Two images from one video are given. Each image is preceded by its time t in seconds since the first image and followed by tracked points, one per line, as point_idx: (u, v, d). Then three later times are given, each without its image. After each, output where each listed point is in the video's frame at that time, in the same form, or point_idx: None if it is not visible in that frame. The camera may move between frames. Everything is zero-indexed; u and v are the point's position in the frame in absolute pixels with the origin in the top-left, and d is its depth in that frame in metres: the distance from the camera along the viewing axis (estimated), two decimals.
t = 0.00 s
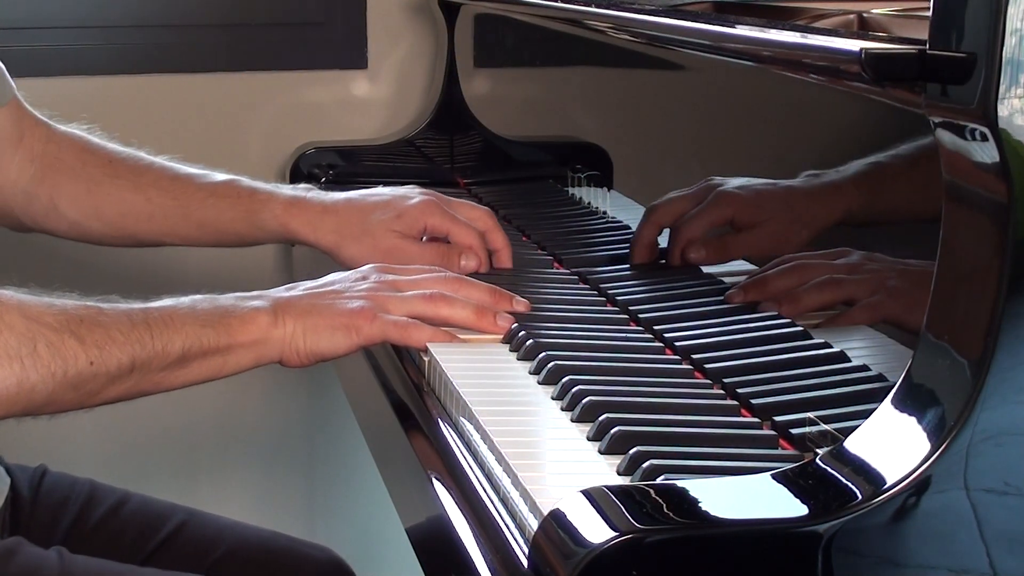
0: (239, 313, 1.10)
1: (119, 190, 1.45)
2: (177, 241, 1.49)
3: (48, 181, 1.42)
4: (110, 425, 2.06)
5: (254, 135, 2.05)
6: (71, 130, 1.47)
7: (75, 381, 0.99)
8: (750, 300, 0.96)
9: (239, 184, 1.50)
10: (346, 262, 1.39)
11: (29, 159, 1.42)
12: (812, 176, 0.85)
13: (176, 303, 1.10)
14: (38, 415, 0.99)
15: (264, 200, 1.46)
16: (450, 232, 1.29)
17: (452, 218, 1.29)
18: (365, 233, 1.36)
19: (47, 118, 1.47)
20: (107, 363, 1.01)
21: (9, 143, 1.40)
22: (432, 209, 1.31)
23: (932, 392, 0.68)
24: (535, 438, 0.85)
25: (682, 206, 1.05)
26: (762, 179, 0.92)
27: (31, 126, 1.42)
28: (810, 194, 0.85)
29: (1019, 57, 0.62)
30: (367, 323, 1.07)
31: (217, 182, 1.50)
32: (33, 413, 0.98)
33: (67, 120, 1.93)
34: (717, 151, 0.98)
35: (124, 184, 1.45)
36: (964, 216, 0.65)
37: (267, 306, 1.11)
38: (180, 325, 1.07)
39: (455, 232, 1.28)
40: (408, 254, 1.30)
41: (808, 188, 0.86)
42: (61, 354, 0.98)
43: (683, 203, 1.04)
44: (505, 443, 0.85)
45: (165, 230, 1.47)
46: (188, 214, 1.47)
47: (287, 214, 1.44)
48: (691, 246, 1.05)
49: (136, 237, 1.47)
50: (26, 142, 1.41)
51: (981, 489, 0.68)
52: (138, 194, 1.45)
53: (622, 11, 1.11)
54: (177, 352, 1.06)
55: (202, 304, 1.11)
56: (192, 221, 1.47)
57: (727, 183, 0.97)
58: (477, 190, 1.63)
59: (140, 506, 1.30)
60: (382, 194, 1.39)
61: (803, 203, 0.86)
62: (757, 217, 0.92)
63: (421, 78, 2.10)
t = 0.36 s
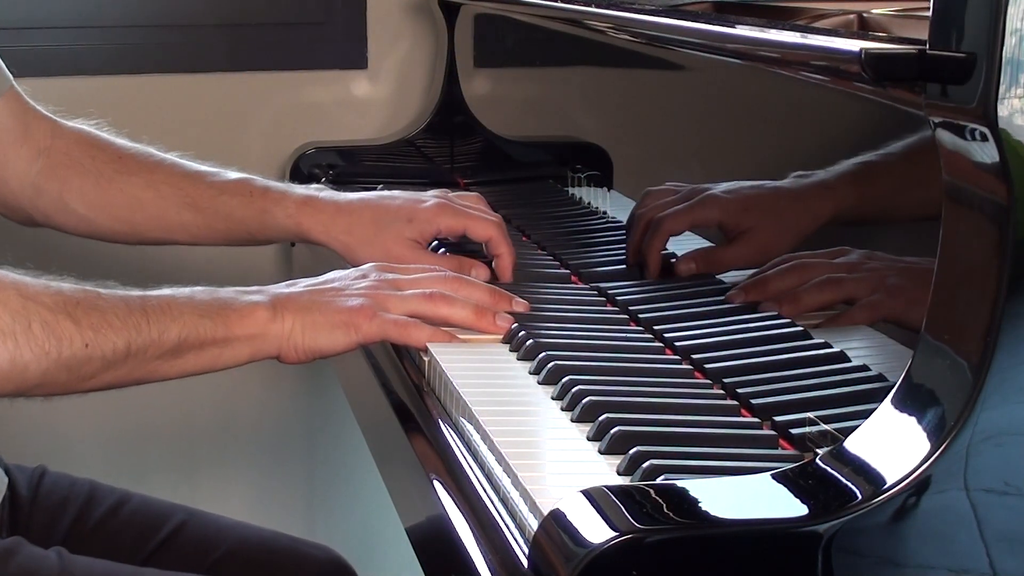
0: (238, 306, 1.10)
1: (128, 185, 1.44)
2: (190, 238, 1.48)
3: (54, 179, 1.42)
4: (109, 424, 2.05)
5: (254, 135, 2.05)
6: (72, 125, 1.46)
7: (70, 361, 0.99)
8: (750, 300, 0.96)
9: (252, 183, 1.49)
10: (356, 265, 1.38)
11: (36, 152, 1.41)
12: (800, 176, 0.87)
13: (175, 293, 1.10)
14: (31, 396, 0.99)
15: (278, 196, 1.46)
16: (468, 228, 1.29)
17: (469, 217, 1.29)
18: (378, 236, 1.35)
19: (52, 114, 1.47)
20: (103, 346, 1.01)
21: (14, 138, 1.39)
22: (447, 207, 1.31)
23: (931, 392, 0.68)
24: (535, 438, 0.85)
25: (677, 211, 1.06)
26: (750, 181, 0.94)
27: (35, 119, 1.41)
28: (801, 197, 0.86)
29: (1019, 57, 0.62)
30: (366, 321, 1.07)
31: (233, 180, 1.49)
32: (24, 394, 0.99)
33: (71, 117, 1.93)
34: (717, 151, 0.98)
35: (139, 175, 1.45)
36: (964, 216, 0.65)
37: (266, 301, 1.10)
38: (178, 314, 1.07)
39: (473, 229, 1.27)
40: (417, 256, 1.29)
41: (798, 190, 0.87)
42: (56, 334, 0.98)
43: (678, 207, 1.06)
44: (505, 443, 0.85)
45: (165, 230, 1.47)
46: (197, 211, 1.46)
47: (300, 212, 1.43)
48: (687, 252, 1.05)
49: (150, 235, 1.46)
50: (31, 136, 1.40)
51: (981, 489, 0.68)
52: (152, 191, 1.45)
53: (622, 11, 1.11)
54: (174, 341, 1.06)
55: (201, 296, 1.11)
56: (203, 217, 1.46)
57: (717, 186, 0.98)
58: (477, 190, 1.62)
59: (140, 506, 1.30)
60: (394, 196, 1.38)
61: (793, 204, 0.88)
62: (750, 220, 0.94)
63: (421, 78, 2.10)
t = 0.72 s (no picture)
0: (237, 299, 1.11)
1: (102, 197, 1.44)
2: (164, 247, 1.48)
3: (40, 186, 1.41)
4: (108, 424, 2.05)
5: (254, 135, 2.05)
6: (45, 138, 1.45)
7: (62, 343, 1.00)
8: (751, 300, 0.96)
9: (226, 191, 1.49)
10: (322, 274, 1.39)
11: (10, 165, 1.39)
12: (827, 186, 0.83)
13: (173, 283, 1.12)
14: (20, 375, 1.00)
15: (245, 210, 1.46)
16: (433, 240, 1.29)
17: (434, 227, 1.30)
18: (343, 245, 1.36)
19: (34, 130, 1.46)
20: (95, 329, 1.02)
21: None
22: (412, 217, 1.31)
23: (932, 392, 0.68)
24: (535, 438, 0.85)
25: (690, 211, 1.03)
26: (764, 177, 0.91)
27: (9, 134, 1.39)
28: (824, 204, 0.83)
29: (1019, 57, 0.62)
30: (365, 320, 1.07)
31: (203, 194, 1.50)
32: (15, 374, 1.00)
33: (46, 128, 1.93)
34: (718, 151, 0.98)
35: (110, 190, 1.44)
36: (964, 217, 0.66)
37: (263, 294, 1.11)
38: (175, 302, 1.08)
39: (439, 241, 1.28)
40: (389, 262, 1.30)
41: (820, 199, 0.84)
42: (49, 314, 0.99)
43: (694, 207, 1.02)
44: (505, 443, 0.85)
45: (161, 232, 1.47)
46: (171, 222, 1.46)
47: (268, 225, 1.44)
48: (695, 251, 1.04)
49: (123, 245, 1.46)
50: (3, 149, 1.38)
51: (981, 488, 0.68)
52: (121, 203, 1.44)
53: (622, 11, 1.11)
54: (168, 329, 1.07)
55: (199, 287, 1.12)
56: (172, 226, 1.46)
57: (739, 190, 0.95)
58: (477, 190, 1.63)
59: (139, 506, 1.30)
60: (361, 206, 1.39)
61: (816, 212, 0.84)
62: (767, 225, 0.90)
63: (420, 78, 2.10)
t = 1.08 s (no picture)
0: (235, 296, 1.12)
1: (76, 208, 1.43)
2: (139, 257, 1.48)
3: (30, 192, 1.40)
4: (108, 424, 2.05)
5: (254, 135, 2.05)
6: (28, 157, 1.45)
7: (58, 331, 0.99)
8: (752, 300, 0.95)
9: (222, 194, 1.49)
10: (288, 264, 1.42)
11: None
12: (848, 183, 0.81)
13: (171, 278, 1.12)
14: (16, 365, 0.99)
15: (213, 208, 1.48)
16: (402, 223, 1.33)
17: (403, 212, 1.34)
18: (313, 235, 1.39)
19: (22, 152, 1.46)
20: (92, 319, 1.01)
21: None
22: (382, 203, 1.36)
23: (932, 392, 0.68)
24: (535, 438, 0.85)
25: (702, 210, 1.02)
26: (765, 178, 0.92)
27: None
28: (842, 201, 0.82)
29: (1019, 57, 0.62)
30: (364, 319, 1.08)
31: (169, 196, 1.50)
32: (10, 365, 0.99)
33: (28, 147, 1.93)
34: (718, 151, 0.98)
35: (83, 202, 1.43)
36: (964, 217, 0.65)
37: (262, 292, 1.12)
38: (172, 296, 1.08)
39: (407, 222, 1.32)
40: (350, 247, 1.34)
41: (843, 195, 0.82)
42: (45, 302, 0.98)
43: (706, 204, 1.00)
44: (505, 443, 0.85)
45: (160, 232, 1.47)
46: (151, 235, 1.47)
47: (235, 220, 1.46)
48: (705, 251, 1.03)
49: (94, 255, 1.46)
50: None
51: (981, 489, 0.68)
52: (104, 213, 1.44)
53: (622, 11, 1.11)
54: (165, 322, 1.07)
55: (197, 283, 1.12)
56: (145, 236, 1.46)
57: (758, 187, 0.92)
58: (477, 190, 1.63)
59: (138, 507, 1.30)
60: (331, 199, 1.43)
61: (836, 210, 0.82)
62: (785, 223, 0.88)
63: (420, 78, 2.10)
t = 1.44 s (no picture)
0: (236, 298, 1.12)
1: (81, 215, 1.44)
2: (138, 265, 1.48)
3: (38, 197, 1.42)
4: (107, 424, 2.05)
5: (254, 135, 2.05)
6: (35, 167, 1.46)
7: (54, 333, 1.00)
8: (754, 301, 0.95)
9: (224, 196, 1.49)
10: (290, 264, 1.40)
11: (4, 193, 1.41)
12: (839, 183, 0.82)
13: (171, 280, 1.12)
14: (15, 366, 1.01)
15: (215, 211, 1.46)
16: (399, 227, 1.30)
17: (402, 216, 1.30)
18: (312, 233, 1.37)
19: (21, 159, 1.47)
20: (89, 322, 1.02)
21: None
22: (381, 202, 1.33)
23: (932, 392, 0.67)
24: (535, 438, 0.85)
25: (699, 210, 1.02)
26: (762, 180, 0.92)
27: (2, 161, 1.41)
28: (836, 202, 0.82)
29: (1019, 57, 0.62)
30: (362, 324, 1.08)
31: (171, 202, 1.49)
32: (9, 366, 1.00)
33: (37, 158, 1.93)
34: (718, 152, 0.98)
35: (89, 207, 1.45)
36: (964, 217, 0.66)
37: (263, 295, 1.12)
38: (172, 299, 1.09)
39: (406, 229, 1.28)
40: (348, 247, 1.31)
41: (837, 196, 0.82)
42: (42, 305, 0.99)
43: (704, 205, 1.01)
44: (505, 443, 0.85)
45: (163, 232, 1.47)
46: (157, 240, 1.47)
47: (238, 221, 1.44)
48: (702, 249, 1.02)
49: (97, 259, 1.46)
50: None
51: (981, 489, 0.68)
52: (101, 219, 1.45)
53: (622, 11, 1.11)
54: (163, 325, 1.08)
55: (198, 286, 1.13)
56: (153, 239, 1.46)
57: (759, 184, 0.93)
58: (477, 190, 1.63)
59: (138, 507, 1.29)
60: (334, 199, 1.40)
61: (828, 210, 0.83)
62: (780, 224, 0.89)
63: (420, 79, 2.10)
